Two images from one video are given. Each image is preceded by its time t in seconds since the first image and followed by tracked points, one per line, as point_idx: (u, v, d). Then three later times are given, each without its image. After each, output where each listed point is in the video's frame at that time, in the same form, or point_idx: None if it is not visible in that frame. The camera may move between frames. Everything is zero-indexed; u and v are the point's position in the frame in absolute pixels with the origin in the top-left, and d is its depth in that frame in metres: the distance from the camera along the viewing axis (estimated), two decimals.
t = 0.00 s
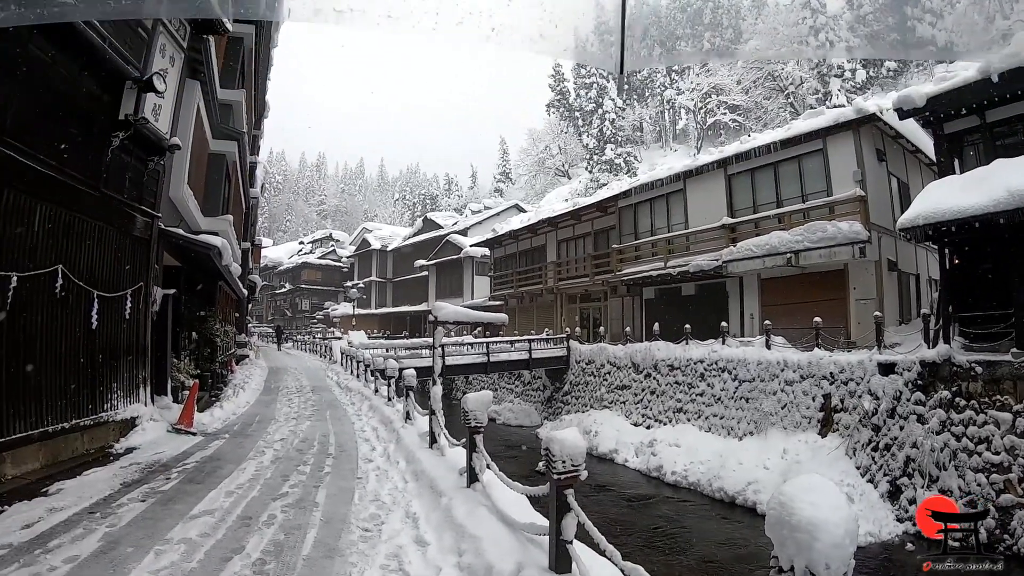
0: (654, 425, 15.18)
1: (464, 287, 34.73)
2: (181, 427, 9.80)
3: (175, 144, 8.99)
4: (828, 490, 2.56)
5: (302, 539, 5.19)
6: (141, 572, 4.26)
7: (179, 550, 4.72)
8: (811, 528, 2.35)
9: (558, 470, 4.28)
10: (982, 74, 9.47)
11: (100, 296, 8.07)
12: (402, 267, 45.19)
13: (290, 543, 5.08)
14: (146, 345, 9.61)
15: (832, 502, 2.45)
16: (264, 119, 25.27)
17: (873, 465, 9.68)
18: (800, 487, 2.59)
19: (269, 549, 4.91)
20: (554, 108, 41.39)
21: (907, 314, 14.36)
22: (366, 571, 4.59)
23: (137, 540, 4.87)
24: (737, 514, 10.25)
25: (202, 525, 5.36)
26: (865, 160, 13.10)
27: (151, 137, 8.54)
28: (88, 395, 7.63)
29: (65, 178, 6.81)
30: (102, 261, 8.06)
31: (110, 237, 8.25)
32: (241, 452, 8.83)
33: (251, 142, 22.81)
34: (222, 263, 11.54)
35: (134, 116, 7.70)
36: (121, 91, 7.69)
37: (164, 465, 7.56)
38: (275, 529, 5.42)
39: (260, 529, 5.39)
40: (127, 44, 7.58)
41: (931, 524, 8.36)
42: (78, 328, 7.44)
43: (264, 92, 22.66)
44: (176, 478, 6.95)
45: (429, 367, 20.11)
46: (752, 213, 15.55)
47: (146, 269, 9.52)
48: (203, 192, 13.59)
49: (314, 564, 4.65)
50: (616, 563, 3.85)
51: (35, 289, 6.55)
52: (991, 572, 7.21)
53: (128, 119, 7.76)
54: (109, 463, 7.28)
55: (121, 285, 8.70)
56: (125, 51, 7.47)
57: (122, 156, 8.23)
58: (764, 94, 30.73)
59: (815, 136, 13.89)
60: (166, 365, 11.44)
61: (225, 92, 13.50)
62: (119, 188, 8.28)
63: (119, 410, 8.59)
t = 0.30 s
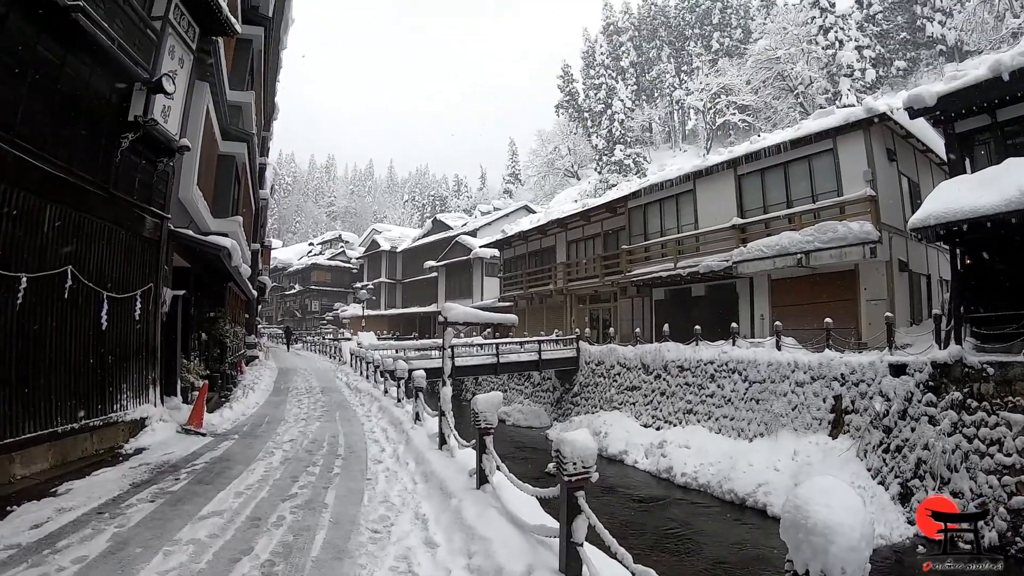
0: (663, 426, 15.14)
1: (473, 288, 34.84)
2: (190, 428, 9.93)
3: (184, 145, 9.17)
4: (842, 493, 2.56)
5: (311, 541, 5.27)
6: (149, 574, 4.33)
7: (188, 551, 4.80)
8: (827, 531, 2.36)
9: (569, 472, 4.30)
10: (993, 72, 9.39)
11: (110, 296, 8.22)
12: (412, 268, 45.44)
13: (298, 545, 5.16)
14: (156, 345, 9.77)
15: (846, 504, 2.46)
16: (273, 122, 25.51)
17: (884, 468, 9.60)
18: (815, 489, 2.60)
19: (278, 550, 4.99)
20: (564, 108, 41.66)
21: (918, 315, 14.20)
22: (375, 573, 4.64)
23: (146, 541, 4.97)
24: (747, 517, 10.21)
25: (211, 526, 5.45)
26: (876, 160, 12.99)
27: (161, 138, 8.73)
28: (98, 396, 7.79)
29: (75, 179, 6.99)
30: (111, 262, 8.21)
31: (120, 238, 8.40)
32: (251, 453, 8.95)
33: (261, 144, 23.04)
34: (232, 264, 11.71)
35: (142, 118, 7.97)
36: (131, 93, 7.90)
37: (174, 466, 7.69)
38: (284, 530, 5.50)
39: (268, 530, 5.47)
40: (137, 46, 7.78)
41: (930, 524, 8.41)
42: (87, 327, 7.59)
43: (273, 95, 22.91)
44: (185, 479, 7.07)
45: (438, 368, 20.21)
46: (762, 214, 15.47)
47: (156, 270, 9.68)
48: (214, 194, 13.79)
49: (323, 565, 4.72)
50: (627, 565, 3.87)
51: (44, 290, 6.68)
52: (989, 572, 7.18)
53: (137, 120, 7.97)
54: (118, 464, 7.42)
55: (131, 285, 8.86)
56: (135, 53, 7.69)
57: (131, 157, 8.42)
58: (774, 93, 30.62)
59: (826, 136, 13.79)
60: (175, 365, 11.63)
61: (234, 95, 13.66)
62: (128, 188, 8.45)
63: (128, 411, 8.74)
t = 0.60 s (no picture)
0: (669, 424, 15.14)
1: (479, 284, 34.89)
2: (197, 423, 10.04)
3: (191, 141, 9.24)
4: (846, 492, 2.58)
5: (315, 535, 5.35)
6: (153, 567, 4.40)
7: (192, 545, 4.89)
8: (830, 529, 2.38)
9: (573, 469, 4.32)
10: (1001, 70, 9.30)
11: (116, 291, 8.33)
12: (418, 264, 45.54)
13: (302, 539, 5.23)
14: (162, 340, 9.89)
15: (852, 504, 2.48)
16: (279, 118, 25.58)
17: (889, 467, 9.58)
18: (820, 487, 2.62)
19: (283, 544, 5.07)
20: (570, 105, 41.51)
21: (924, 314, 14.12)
22: (378, 568, 4.70)
23: (151, 535, 5.06)
24: (751, 515, 10.21)
25: (216, 520, 5.55)
26: (883, 158, 12.92)
27: (168, 135, 8.81)
28: (104, 390, 7.90)
29: (82, 174, 7.10)
30: (118, 257, 8.31)
31: (126, 233, 8.50)
32: (256, 448, 9.05)
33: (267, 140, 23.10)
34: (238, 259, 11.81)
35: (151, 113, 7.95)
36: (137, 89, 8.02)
37: (179, 460, 7.80)
38: (288, 525, 5.58)
39: (273, 525, 5.55)
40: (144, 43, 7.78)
41: (931, 524, 8.46)
42: (94, 322, 7.71)
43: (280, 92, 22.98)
44: (191, 473, 7.17)
45: (444, 364, 20.29)
46: (769, 211, 15.41)
47: (163, 265, 9.80)
48: (220, 190, 13.90)
49: (326, 560, 4.79)
50: (629, 562, 3.90)
51: (50, 285, 6.78)
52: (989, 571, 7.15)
53: (144, 116, 7.97)
54: (125, 458, 7.54)
55: (138, 281, 8.98)
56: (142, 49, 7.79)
57: (138, 153, 8.52)
58: (782, 91, 30.46)
59: (833, 134, 13.70)
60: (181, 360, 11.78)
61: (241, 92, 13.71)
62: (135, 184, 8.56)
63: (134, 406, 8.86)
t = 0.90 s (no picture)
0: (672, 418, 15.17)
1: (483, 279, 34.94)
2: (201, 416, 10.11)
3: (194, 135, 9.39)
4: (848, 486, 2.60)
5: (318, 528, 5.40)
6: (156, 559, 4.45)
7: (196, 537, 4.95)
8: (831, 522, 2.40)
9: (576, 462, 4.36)
10: (1007, 66, 9.26)
11: (120, 285, 8.38)
12: (421, 259, 45.61)
13: (305, 532, 5.29)
14: (165, 333, 9.97)
15: (853, 497, 2.50)
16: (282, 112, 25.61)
17: (892, 463, 9.59)
18: (822, 481, 2.64)
19: (286, 537, 5.13)
20: (574, 99, 41.36)
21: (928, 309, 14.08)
22: (380, 560, 4.75)
23: (155, 527, 5.12)
24: (753, 509, 10.25)
25: (219, 513, 5.61)
26: (887, 154, 12.87)
27: (171, 127, 8.86)
28: (107, 384, 7.98)
29: (85, 167, 7.16)
30: (122, 251, 8.37)
31: (130, 227, 8.55)
32: (260, 441, 9.12)
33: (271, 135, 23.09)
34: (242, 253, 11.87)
35: (155, 108, 8.27)
36: (141, 84, 8.22)
37: (183, 453, 7.87)
38: (291, 518, 5.64)
39: (276, 517, 5.61)
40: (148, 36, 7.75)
41: (930, 525, 8.41)
42: (97, 315, 7.77)
43: (283, 86, 22.97)
44: (194, 466, 7.25)
45: (447, 358, 20.37)
46: (772, 206, 15.37)
47: (166, 259, 9.85)
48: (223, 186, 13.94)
49: (329, 553, 4.84)
50: (632, 555, 3.93)
51: (54, 279, 6.83)
52: (990, 572, 7.13)
53: (148, 110, 8.23)
54: (129, 451, 7.62)
55: (142, 275, 9.05)
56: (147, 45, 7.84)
57: (141, 147, 8.56)
58: (786, 85, 30.36)
59: (837, 130, 13.63)
60: (184, 353, 11.87)
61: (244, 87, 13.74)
62: (138, 177, 8.61)
63: (138, 399, 8.95)
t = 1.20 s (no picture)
0: (673, 414, 15.20)
1: (485, 275, 34.96)
2: (203, 411, 10.15)
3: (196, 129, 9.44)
4: (848, 482, 2.62)
5: (319, 522, 5.45)
6: (157, 553, 4.49)
7: (197, 531, 4.99)
8: (832, 517, 2.42)
9: (576, 457, 4.40)
10: (1010, 63, 9.21)
11: (121, 280, 8.41)
12: (422, 254, 45.63)
13: (306, 526, 5.33)
14: (167, 327, 10.01)
15: (854, 494, 2.52)
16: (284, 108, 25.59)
17: (893, 460, 9.62)
18: (822, 476, 2.67)
19: (287, 530, 5.18)
20: (576, 95, 41.25)
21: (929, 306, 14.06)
22: (381, 554, 4.79)
23: (157, 521, 5.17)
24: (753, 504, 10.29)
25: (220, 507, 5.66)
26: (890, 151, 12.86)
27: (172, 121, 8.90)
28: (109, 379, 8.04)
29: (88, 163, 7.19)
30: (123, 246, 8.39)
31: (131, 222, 8.57)
32: (261, 436, 9.17)
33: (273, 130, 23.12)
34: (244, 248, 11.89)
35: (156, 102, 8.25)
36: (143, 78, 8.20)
37: (184, 447, 7.93)
38: (292, 512, 5.68)
39: (277, 511, 5.66)
40: (151, 33, 7.71)
41: (932, 525, 8.35)
42: (99, 309, 7.81)
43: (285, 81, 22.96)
44: (196, 461, 7.30)
45: (448, 354, 20.42)
46: (774, 202, 15.34)
47: (168, 255, 9.89)
48: (225, 181, 13.97)
49: (330, 547, 4.89)
50: (633, 551, 3.95)
51: (55, 271, 6.84)
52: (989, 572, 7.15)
53: (150, 105, 8.24)
54: (130, 445, 7.67)
55: (143, 270, 9.07)
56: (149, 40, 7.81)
57: (143, 142, 8.59)
58: (789, 81, 30.25)
59: (840, 126, 13.60)
60: (186, 347, 11.91)
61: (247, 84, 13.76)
62: (140, 172, 8.64)
63: (139, 393, 9.00)
